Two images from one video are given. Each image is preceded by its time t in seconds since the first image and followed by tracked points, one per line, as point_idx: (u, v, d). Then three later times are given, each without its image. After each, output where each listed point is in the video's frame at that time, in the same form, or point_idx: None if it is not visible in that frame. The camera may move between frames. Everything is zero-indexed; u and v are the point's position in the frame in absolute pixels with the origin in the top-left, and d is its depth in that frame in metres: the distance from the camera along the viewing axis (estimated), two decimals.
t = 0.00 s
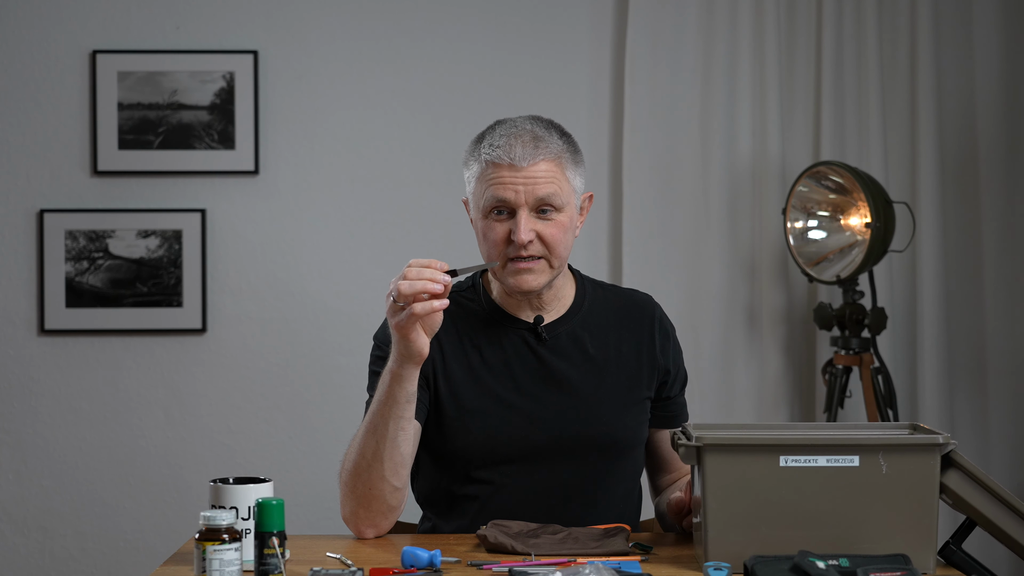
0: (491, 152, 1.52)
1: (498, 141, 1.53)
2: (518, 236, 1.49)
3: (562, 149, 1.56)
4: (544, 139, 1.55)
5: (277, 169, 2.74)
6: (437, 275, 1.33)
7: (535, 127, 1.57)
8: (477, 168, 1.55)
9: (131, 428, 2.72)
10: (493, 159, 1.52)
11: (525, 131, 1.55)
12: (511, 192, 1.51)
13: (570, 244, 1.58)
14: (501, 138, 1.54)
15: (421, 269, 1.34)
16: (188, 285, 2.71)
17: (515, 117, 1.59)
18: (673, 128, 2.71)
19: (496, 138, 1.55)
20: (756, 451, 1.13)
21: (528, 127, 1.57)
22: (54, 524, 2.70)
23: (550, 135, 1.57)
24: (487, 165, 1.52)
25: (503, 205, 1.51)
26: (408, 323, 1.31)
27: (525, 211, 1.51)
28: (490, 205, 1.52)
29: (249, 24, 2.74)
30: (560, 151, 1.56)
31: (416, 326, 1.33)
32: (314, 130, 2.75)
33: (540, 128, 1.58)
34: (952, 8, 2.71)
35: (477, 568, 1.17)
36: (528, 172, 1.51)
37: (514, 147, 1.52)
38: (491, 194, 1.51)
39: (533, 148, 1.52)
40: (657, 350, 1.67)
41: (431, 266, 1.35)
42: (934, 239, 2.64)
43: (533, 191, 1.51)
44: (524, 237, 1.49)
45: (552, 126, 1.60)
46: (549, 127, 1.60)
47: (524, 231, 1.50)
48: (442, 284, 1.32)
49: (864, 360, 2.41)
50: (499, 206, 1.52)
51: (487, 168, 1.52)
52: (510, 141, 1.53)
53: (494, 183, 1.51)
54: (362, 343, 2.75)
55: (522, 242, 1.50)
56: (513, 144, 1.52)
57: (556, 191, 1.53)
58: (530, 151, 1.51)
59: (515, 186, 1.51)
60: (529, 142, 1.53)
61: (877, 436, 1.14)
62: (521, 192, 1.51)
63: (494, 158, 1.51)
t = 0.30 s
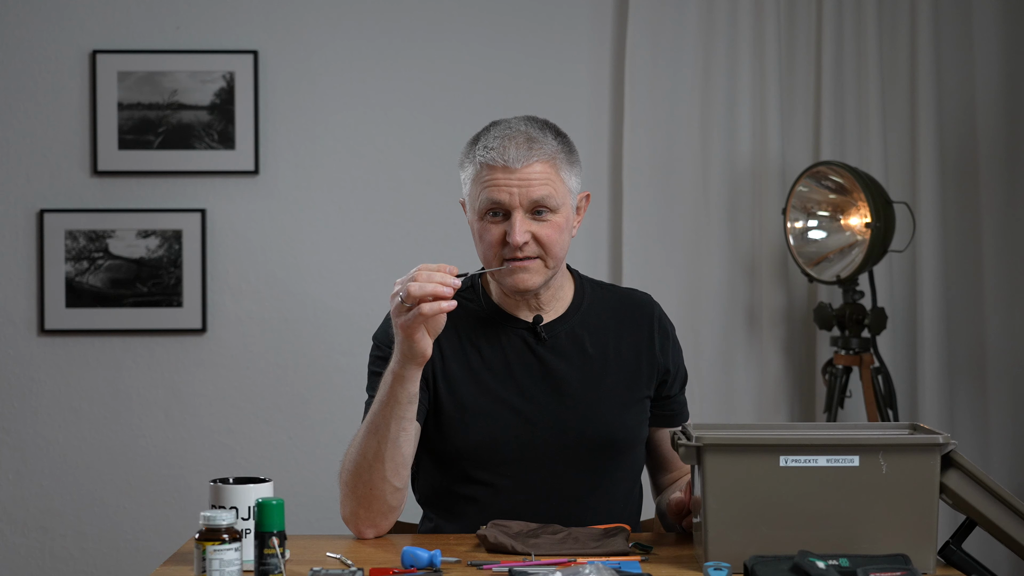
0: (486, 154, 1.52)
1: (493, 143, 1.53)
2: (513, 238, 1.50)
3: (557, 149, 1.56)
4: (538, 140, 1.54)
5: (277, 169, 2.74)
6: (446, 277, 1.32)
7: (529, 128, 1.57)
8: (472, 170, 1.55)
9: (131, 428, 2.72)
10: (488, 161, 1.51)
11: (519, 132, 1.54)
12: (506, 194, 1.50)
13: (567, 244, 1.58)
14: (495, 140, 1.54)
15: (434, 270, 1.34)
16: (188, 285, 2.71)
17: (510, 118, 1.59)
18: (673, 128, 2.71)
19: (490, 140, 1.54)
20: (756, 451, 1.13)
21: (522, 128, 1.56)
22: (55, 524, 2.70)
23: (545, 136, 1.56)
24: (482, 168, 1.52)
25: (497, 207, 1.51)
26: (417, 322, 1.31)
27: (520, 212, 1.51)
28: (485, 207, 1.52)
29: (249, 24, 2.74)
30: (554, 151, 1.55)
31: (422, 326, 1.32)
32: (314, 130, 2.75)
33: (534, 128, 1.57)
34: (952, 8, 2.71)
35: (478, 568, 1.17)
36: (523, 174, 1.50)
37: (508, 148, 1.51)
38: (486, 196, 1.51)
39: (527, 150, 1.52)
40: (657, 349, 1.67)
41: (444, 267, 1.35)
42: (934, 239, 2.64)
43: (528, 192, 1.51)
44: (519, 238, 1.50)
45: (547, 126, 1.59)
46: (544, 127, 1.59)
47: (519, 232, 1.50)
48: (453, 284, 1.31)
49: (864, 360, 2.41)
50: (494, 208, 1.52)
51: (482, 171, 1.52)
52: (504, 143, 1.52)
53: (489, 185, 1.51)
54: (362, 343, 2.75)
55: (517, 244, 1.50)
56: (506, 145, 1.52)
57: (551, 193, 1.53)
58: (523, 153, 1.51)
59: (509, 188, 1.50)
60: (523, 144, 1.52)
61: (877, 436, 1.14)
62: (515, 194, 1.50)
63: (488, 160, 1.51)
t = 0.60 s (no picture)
0: (483, 155, 1.53)
1: (489, 144, 1.53)
2: (509, 239, 1.49)
3: (553, 150, 1.56)
4: (535, 141, 1.54)
5: (277, 169, 2.74)
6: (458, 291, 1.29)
7: (526, 128, 1.57)
8: (470, 171, 1.55)
9: (131, 428, 2.72)
10: (484, 162, 1.52)
11: (516, 133, 1.55)
12: (502, 195, 1.50)
13: (564, 245, 1.58)
14: (491, 141, 1.54)
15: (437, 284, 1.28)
16: (188, 285, 2.71)
17: (507, 119, 1.59)
18: (673, 128, 2.71)
19: (487, 141, 1.55)
20: (756, 451, 1.13)
21: (519, 129, 1.56)
22: (55, 524, 2.70)
23: (541, 136, 1.56)
24: (478, 169, 1.52)
25: (494, 208, 1.51)
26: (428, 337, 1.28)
27: (517, 213, 1.51)
28: (482, 208, 1.52)
29: (249, 24, 2.74)
30: (551, 152, 1.55)
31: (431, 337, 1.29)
32: (314, 130, 2.75)
33: (531, 129, 1.57)
34: (952, 8, 2.71)
35: (478, 568, 1.17)
36: (519, 175, 1.50)
37: (504, 149, 1.52)
38: (483, 197, 1.51)
39: (523, 150, 1.52)
40: (656, 349, 1.67)
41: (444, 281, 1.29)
42: (934, 239, 2.64)
43: (524, 193, 1.51)
44: (516, 240, 1.50)
45: (544, 127, 1.60)
46: (540, 128, 1.59)
47: (516, 233, 1.50)
48: (461, 294, 1.28)
49: (864, 360, 2.41)
50: (491, 209, 1.52)
51: (479, 171, 1.52)
52: (500, 144, 1.53)
53: (485, 186, 1.51)
54: (362, 343, 2.76)
55: (514, 245, 1.50)
56: (503, 146, 1.52)
57: (548, 194, 1.52)
58: (519, 154, 1.51)
59: (506, 189, 1.50)
60: (519, 144, 1.53)
61: (877, 436, 1.14)
62: (512, 195, 1.50)
63: (485, 161, 1.51)
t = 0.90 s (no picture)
0: (482, 155, 1.52)
1: (488, 144, 1.53)
2: (509, 240, 1.49)
3: (552, 149, 1.56)
4: (533, 141, 1.54)
5: (277, 169, 2.74)
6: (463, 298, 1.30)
7: (525, 129, 1.57)
8: (469, 172, 1.55)
9: (131, 428, 2.72)
10: (483, 163, 1.51)
11: (514, 133, 1.54)
12: (501, 195, 1.50)
13: (564, 244, 1.58)
14: (490, 142, 1.54)
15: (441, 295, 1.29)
16: (188, 285, 2.71)
17: (506, 119, 1.59)
18: (673, 128, 2.71)
19: (485, 142, 1.54)
20: (756, 451, 1.13)
21: (517, 129, 1.56)
22: (54, 524, 2.70)
23: (540, 136, 1.56)
24: (477, 169, 1.52)
25: (493, 209, 1.51)
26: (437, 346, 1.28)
27: (516, 214, 1.51)
28: (480, 209, 1.52)
29: (249, 24, 2.74)
30: (550, 152, 1.55)
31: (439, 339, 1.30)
32: (314, 130, 2.75)
33: (530, 129, 1.57)
34: (952, 8, 2.71)
35: (478, 568, 1.17)
36: (517, 176, 1.50)
37: (503, 150, 1.51)
38: (481, 198, 1.51)
39: (521, 151, 1.52)
40: (656, 349, 1.67)
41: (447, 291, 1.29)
42: (934, 239, 2.64)
43: (523, 194, 1.50)
44: (515, 240, 1.50)
45: (542, 127, 1.60)
46: (539, 128, 1.59)
47: (515, 234, 1.50)
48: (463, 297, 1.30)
49: (864, 360, 2.41)
50: (489, 209, 1.52)
51: (477, 172, 1.52)
52: (499, 145, 1.52)
53: (484, 188, 1.51)
54: (362, 343, 2.76)
55: (513, 246, 1.50)
56: (501, 147, 1.52)
57: (547, 194, 1.52)
58: (518, 154, 1.51)
59: (504, 189, 1.50)
60: (517, 145, 1.53)
61: (877, 436, 1.14)
62: (511, 196, 1.50)
63: (484, 162, 1.51)
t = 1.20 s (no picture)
0: (500, 144, 1.53)
1: (506, 134, 1.54)
2: (522, 229, 1.49)
3: (569, 144, 1.56)
4: (552, 134, 1.55)
5: (277, 170, 2.74)
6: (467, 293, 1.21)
7: (544, 122, 1.57)
8: (485, 161, 1.55)
9: (131, 428, 2.72)
10: (501, 151, 1.52)
11: (533, 125, 1.55)
12: (517, 184, 1.50)
13: (574, 240, 1.58)
14: (509, 132, 1.55)
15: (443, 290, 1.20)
16: (188, 285, 2.71)
17: (525, 113, 1.60)
18: (673, 128, 2.71)
19: (504, 132, 1.55)
20: (756, 451, 1.13)
21: (536, 122, 1.57)
22: (54, 524, 2.70)
23: (558, 131, 1.57)
24: (495, 158, 1.52)
25: (507, 198, 1.51)
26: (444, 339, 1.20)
27: (530, 204, 1.51)
28: (495, 197, 1.52)
29: (249, 24, 2.74)
30: (567, 146, 1.55)
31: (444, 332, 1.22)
32: (314, 130, 2.75)
33: (548, 123, 1.58)
34: (952, 8, 2.71)
35: (477, 567, 1.17)
36: (534, 165, 1.51)
37: (522, 140, 1.52)
38: (497, 186, 1.51)
39: (540, 142, 1.52)
40: (657, 349, 1.67)
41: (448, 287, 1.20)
42: (934, 239, 2.64)
43: (539, 184, 1.50)
44: (528, 229, 1.49)
45: (560, 123, 1.60)
46: (557, 123, 1.60)
47: (528, 224, 1.49)
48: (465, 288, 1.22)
49: (864, 360, 2.41)
50: (504, 198, 1.51)
51: (494, 161, 1.52)
52: (517, 135, 1.53)
53: (500, 176, 1.51)
54: (362, 343, 2.76)
55: (525, 235, 1.49)
56: (520, 137, 1.53)
57: (562, 186, 1.52)
58: (537, 144, 1.51)
59: (521, 178, 1.50)
60: (536, 136, 1.53)
61: (877, 436, 1.14)
62: (527, 185, 1.50)
63: (502, 150, 1.52)
